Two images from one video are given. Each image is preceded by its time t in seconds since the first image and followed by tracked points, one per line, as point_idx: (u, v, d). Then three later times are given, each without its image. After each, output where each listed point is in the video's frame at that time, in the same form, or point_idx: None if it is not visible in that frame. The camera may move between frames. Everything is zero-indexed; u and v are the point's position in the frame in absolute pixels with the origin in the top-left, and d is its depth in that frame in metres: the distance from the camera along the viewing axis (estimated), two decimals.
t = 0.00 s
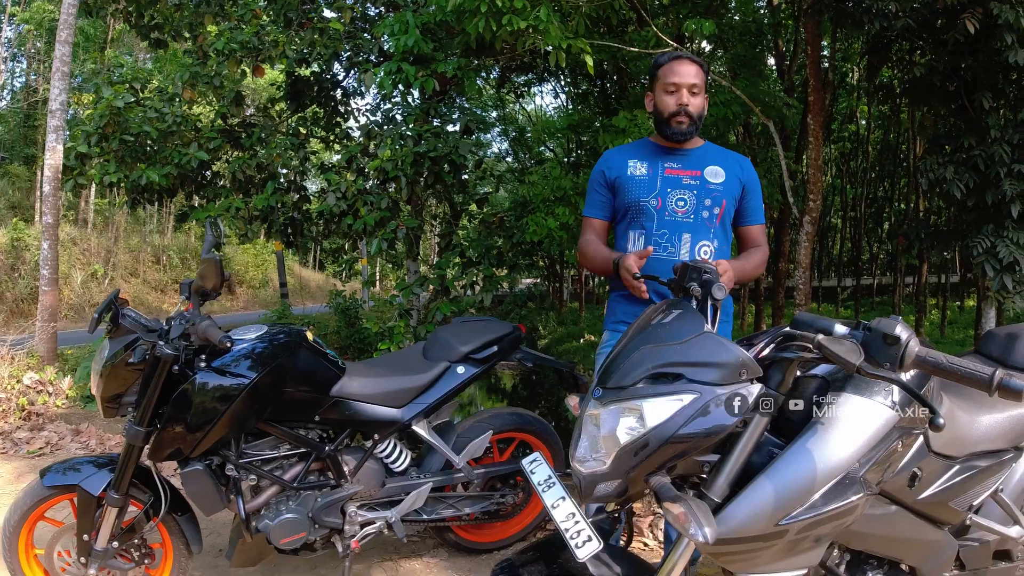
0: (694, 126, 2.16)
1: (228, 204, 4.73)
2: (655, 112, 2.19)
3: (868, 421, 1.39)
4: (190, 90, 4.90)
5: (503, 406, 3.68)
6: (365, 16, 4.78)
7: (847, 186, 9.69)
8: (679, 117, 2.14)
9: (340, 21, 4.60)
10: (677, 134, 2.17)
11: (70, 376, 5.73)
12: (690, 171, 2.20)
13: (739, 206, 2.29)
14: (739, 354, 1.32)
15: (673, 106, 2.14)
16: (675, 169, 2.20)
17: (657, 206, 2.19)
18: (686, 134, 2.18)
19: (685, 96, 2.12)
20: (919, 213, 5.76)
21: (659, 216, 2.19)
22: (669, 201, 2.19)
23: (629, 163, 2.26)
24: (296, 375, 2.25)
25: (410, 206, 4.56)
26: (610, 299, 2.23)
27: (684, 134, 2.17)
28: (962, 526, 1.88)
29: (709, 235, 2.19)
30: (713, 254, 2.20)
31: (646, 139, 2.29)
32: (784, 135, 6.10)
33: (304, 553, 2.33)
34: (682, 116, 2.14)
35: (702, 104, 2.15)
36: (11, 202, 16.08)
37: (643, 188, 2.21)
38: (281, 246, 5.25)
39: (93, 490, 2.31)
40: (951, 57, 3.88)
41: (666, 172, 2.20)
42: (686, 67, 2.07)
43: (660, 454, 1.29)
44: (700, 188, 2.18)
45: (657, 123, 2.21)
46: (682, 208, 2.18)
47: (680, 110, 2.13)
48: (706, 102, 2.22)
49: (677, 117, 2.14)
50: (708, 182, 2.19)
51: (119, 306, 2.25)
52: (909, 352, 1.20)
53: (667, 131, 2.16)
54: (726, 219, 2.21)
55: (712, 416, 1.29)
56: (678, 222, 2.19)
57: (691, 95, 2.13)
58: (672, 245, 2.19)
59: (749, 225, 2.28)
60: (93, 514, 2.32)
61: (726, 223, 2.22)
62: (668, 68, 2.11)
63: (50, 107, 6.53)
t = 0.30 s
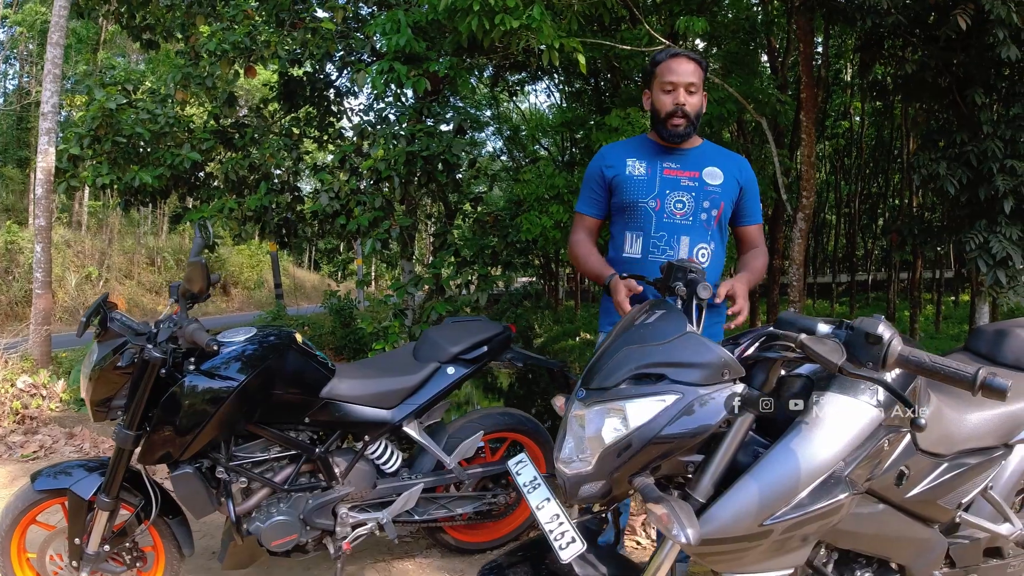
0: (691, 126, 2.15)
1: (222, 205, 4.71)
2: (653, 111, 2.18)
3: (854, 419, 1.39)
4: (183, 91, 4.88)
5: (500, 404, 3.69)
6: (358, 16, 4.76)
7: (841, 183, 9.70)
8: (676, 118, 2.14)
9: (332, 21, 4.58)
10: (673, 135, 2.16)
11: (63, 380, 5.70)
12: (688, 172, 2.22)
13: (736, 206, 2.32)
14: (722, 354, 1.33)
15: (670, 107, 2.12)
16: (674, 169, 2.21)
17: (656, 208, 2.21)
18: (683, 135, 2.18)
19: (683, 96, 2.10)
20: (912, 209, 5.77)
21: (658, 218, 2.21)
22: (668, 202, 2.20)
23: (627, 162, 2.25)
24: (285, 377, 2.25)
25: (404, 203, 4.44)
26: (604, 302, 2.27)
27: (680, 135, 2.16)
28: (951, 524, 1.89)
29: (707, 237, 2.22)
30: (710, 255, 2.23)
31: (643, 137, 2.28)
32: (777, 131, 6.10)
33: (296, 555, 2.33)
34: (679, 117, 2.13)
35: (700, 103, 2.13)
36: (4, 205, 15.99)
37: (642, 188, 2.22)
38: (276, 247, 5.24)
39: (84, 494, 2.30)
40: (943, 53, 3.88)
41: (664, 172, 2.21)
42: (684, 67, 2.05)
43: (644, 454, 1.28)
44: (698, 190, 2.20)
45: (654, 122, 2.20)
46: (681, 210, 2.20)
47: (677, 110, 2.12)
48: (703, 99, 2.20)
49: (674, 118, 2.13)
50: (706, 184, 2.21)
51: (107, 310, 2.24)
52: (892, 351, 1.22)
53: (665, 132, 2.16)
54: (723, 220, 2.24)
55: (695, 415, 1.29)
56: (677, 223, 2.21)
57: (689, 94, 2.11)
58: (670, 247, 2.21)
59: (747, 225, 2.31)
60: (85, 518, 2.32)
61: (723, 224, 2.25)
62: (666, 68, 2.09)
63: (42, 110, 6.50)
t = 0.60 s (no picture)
0: (677, 127, 2.17)
1: (217, 206, 4.70)
2: (638, 114, 2.20)
3: (838, 422, 1.40)
4: (177, 93, 4.87)
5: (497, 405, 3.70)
6: (352, 17, 4.74)
7: (838, 182, 9.71)
8: (661, 118, 2.15)
9: (326, 22, 4.57)
10: (660, 135, 2.17)
11: (59, 383, 5.68)
12: (675, 170, 2.23)
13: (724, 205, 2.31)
14: (705, 357, 1.33)
15: (655, 109, 2.14)
16: (660, 169, 2.22)
17: (644, 206, 2.21)
18: (669, 135, 2.19)
19: (666, 98, 2.12)
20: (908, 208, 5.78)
21: (647, 216, 2.21)
22: (655, 200, 2.21)
23: (614, 164, 2.27)
24: (277, 381, 2.25)
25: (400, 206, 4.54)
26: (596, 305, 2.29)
27: (667, 134, 2.18)
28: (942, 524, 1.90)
29: (696, 233, 2.22)
30: (701, 252, 2.22)
31: (630, 143, 2.30)
32: (772, 131, 6.11)
33: (289, 558, 2.33)
34: (665, 117, 2.15)
35: (683, 104, 2.15)
36: None
37: (629, 187, 2.23)
38: (271, 248, 5.23)
39: (76, 498, 2.30)
40: (937, 51, 3.89)
41: (651, 172, 2.23)
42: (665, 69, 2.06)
43: (628, 458, 1.29)
44: (685, 187, 2.21)
45: (640, 125, 2.22)
46: (669, 207, 2.20)
47: (662, 112, 2.14)
48: (687, 101, 2.22)
49: (659, 119, 2.15)
50: (693, 181, 2.22)
51: (99, 314, 2.24)
52: (875, 355, 1.21)
53: (651, 133, 2.17)
54: (712, 216, 2.24)
55: (680, 419, 1.29)
56: (665, 220, 2.20)
57: (672, 95, 2.13)
58: (660, 244, 2.20)
59: (735, 224, 2.29)
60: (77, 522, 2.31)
61: (712, 220, 2.24)
62: (647, 72, 2.11)
63: (36, 112, 6.47)
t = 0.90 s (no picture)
0: (651, 134, 2.21)
1: (213, 207, 4.70)
2: (614, 121, 2.24)
3: (819, 426, 1.41)
4: (173, 94, 4.87)
5: (493, 407, 3.71)
6: (348, 19, 4.73)
7: (834, 182, 9.73)
8: (636, 125, 2.19)
9: (322, 23, 4.56)
10: (635, 142, 2.21)
11: (54, 385, 5.66)
12: (650, 172, 2.25)
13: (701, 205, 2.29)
14: (685, 362, 1.34)
15: (630, 116, 2.17)
16: (635, 172, 2.25)
17: (619, 207, 2.23)
18: (645, 141, 2.23)
19: (640, 105, 2.16)
20: (904, 209, 5.79)
21: (621, 217, 2.23)
22: (630, 201, 2.23)
23: (591, 168, 2.32)
24: (268, 383, 2.26)
25: (397, 206, 4.47)
26: (576, 308, 2.35)
27: (642, 141, 2.22)
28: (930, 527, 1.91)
29: (671, 232, 2.21)
30: (676, 250, 2.20)
31: (610, 149, 2.34)
32: (768, 132, 6.13)
33: (280, 560, 2.33)
34: (639, 124, 2.19)
35: (658, 111, 2.20)
36: None
37: (604, 190, 2.27)
38: (268, 250, 5.23)
39: (67, 500, 2.30)
40: (931, 52, 3.90)
41: (626, 175, 2.26)
42: (639, 77, 2.10)
43: (610, 461, 1.30)
44: (659, 188, 2.22)
45: (617, 132, 2.26)
46: (643, 207, 2.22)
47: (637, 118, 2.18)
48: (663, 109, 2.26)
49: (635, 126, 2.19)
50: (667, 182, 2.22)
51: (88, 318, 2.25)
52: (854, 359, 1.22)
53: (626, 140, 2.21)
54: (688, 215, 2.23)
55: (660, 423, 1.30)
56: (640, 221, 2.22)
57: (647, 103, 2.17)
58: (634, 244, 2.21)
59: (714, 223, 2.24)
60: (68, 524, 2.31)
61: (689, 220, 2.23)
62: (623, 79, 2.14)
63: (32, 114, 6.47)
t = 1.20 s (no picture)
0: (613, 138, 2.25)
1: (210, 208, 4.69)
2: (577, 126, 2.28)
3: (801, 432, 1.43)
4: (169, 95, 4.88)
5: (489, 408, 3.72)
6: (345, 18, 4.69)
7: (831, 182, 9.74)
8: (598, 129, 2.23)
9: (318, 24, 4.55)
10: (597, 145, 2.25)
11: (50, 387, 5.66)
12: (611, 180, 2.28)
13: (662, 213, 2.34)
14: (667, 369, 1.36)
15: (592, 119, 2.22)
16: (597, 179, 2.29)
17: (579, 214, 2.27)
18: (606, 145, 2.27)
19: (603, 109, 2.20)
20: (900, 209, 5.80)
21: (582, 223, 2.26)
22: (591, 208, 2.26)
23: (554, 176, 2.35)
24: (260, 387, 2.27)
25: (394, 207, 4.46)
26: (546, 316, 2.37)
27: (604, 144, 2.25)
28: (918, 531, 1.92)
29: (631, 239, 2.24)
30: (636, 257, 2.23)
31: (573, 157, 2.38)
32: (764, 133, 6.15)
33: (273, 561, 2.35)
34: (601, 128, 2.23)
35: (621, 117, 2.25)
36: None
37: (565, 198, 2.30)
38: (264, 250, 5.24)
39: (61, 503, 2.31)
40: (926, 53, 3.91)
41: (588, 182, 2.29)
42: (601, 82, 2.15)
43: (593, 466, 1.32)
44: (620, 195, 2.26)
45: (579, 137, 2.30)
46: (604, 214, 2.25)
47: (598, 122, 2.22)
48: (626, 116, 2.30)
49: (596, 129, 2.23)
50: (628, 190, 2.26)
51: (82, 322, 2.25)
52: (834, 366, 1.24)
53: (588, 142, 2.24)
54: (648, 223, 2.26)
55: (642, 429, 1.31)
56: (601, 228, 2.25)
57: (609, 108, 2.22)
58: (594, 250, 2.25)
59: (672, 233, 2.31)
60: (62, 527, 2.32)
61: (649, 227, 2.27)
62: (586, 85, 2.19)
63: (28, 115, 6.46)
